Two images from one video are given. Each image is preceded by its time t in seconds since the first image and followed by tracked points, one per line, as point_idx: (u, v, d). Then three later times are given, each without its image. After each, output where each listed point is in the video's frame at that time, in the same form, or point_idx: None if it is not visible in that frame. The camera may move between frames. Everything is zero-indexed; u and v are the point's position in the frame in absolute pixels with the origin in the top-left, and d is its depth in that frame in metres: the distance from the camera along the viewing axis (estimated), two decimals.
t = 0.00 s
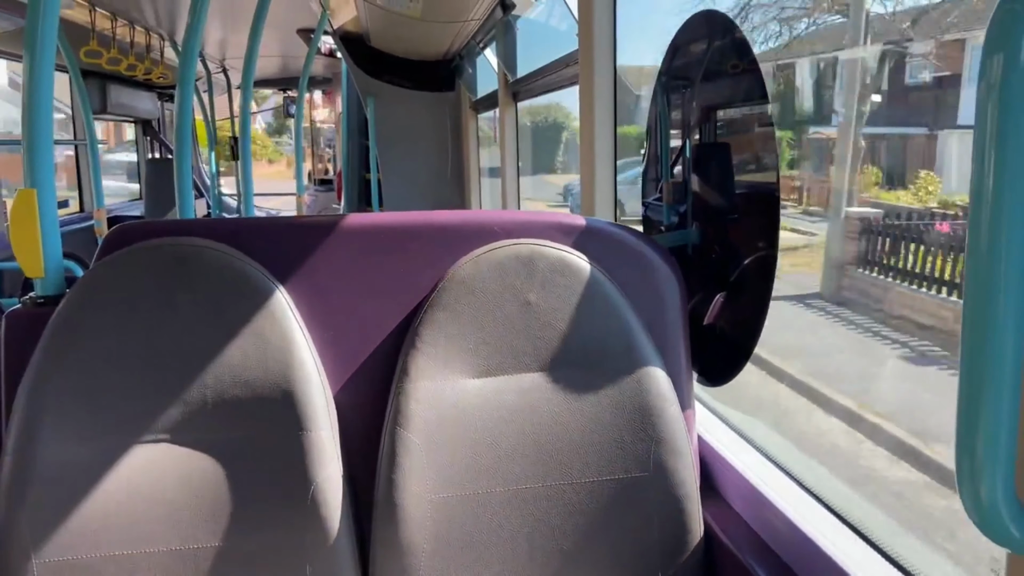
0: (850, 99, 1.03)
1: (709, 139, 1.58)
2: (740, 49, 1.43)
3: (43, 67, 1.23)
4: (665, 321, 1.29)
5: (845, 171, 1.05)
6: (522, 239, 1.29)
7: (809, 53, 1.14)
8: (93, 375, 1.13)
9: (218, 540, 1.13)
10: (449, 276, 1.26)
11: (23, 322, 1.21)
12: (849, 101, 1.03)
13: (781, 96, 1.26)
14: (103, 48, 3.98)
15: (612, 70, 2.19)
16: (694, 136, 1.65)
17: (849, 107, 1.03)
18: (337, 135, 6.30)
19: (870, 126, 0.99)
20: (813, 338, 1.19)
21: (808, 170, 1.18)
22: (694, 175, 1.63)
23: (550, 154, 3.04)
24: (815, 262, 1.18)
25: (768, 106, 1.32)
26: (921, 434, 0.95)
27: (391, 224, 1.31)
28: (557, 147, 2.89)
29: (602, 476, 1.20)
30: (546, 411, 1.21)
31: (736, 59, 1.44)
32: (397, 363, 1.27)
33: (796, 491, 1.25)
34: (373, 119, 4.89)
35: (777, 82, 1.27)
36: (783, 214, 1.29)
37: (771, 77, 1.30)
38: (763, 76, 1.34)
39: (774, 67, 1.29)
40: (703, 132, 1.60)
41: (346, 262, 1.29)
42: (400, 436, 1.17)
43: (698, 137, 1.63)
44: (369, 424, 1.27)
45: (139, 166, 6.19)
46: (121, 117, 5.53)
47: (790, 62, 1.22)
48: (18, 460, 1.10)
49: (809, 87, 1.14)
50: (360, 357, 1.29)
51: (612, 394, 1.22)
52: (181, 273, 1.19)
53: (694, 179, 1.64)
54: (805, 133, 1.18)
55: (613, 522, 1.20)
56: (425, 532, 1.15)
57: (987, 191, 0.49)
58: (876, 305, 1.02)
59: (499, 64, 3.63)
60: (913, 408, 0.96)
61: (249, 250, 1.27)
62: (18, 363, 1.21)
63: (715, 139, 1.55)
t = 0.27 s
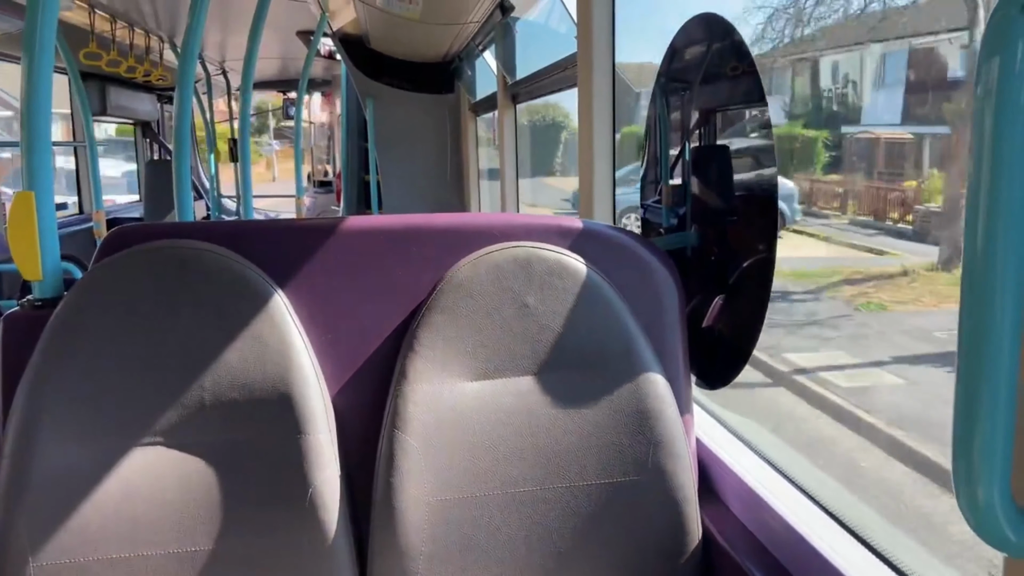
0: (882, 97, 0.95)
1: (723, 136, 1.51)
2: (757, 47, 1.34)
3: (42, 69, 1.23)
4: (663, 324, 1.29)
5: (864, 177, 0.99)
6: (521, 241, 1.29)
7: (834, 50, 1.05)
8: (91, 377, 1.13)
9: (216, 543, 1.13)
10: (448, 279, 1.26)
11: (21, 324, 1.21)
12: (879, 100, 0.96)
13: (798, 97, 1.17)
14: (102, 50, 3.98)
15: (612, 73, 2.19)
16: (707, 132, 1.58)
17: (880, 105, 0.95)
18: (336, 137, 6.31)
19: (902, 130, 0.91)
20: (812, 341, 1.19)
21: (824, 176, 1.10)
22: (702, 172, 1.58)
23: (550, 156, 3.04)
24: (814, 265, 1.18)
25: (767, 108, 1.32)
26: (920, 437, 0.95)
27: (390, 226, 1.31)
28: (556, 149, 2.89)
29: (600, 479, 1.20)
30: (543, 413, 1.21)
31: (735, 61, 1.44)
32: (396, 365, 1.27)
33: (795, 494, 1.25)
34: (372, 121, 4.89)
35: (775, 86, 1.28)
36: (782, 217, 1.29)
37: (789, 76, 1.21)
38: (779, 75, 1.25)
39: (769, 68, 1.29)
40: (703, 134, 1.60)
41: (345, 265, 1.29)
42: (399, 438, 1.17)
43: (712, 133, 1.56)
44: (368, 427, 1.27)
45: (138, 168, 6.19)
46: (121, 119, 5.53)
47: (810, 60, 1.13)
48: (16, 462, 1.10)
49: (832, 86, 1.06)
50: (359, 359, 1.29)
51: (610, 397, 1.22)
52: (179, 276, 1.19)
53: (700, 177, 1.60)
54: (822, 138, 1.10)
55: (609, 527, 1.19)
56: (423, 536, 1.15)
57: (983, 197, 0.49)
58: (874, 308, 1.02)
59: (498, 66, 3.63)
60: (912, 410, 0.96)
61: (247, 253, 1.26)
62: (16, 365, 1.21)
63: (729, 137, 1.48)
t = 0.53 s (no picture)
0: (921, 95, 0.88)
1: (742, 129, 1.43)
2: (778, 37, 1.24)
3: (47, 69, 1.23)
4: (666, 325, 1.29)
5: (891, 178, 0.93)
6: (524, 242, 1.29)
7: (869, 41, 0.96)
8: (95, 376, 1.13)
9: (219, 543, 1.13)
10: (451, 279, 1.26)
11: (25, 323, 1.21)
12: (918, 98, 0.88)
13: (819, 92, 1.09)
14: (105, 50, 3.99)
15: (614, 74, 2.19)
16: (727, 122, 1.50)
17: (917, 104, 0.88)
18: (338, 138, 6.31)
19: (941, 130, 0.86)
20: (816, 343, 1.19)
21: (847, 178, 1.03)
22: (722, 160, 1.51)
23: (552, 157, 3.04)
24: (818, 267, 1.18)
25: (770, 110, 1.32)
26: (923, 440, 0.95)
27: (393, 227, 1.31)
28: (558, 151, 2.89)
29: (603, 481, 1.20)
30: (546, 414, 1.21)
31: (738, 63, 1.44)
32: (398, 365, 1.27)
33: (799, 496, 1.25)
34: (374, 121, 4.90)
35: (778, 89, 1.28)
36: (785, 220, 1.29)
37: (814, 66, 1.10)
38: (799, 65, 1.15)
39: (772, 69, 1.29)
40: (705, 135, 1.60)
41: (347, 265, 1.29)
42: (401, 438, 1.17)
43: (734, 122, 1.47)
44: (371, 427, 1.27)
45: (141, 168, 6.20)
46: (123, 119, 5.54)
47: (834, 54, 1.04)
48: (19, 462, 1.10)
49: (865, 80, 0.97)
50: (361, 359, 1.29)
51: (613, 398, 1.21)
52: (182, 276, 1.19)
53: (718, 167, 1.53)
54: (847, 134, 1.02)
55: (612, 527, 1.19)
56: (426, 536, 1.15)
57: (992, 199, 0.48)
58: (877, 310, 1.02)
59: (500, 68, 3.63)
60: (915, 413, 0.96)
61: (250, 253, 1.26)
62: (19, 365, 1.21)
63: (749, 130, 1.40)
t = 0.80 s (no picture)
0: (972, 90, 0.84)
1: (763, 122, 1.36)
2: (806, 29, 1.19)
3: (50, 66, 1.23)
4: (670, 325, 1.29)
5: (959, 180, 0.87)
6: (528, 241, 1.29)
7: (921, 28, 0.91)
8: (98, 372, 1.14)
9: (222, 540, 1.13)
10: (454, 278, 1.26)
11: (28, 319, 1.21)
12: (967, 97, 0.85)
13: (862, 87, 1.03)
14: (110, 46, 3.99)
15: (618, 73, 2.19)
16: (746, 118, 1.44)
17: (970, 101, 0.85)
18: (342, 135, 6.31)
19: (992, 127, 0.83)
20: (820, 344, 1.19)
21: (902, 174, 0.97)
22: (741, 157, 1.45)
23: (556, 155, 3.03)
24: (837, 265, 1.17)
25: (776, 110, 1.32)
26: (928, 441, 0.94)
27: (397, 224, 1.31)
28: (562, 149, 2.89)
29: (606, 480, 1.19)
30: (549, 414, 1.20)
31: (744, 62, 1.44)
32: (401, 364, 1.27)
33: (804, 499, 1.24)
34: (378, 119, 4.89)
35: (785, 90, 1.27)
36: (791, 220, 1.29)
37: (847, 59, 1.06)
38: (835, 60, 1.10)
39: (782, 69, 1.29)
40: (709, 134, 1.60)
41: (351, 263, 1.29)
42: (404, 436, 1.17)
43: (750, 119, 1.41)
44: (373, 424, 1.27)
45: (145, 164, 6.21)
46: (128, 115, 5.55)
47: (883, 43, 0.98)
48: (23, 457, 1.10)
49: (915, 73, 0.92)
50: (364, 357, 1.29)
51: (616, 397, 1.21)
52: (186, 273, 1.19)
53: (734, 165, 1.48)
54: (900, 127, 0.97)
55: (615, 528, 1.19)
56: (429, 534, 1.15)
57: (998, 199, 0.48)
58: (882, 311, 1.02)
59: (504, 65, 3.62)
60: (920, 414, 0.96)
61: (254, 250, 1.26)
62: (22, 360, 1.21)
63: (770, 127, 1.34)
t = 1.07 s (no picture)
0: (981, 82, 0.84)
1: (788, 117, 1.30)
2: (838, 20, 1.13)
3: (61, 62, 1.24)
4: (674, 321, 1.29)
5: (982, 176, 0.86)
6: (534, 237, 1.30)
7: (971, 14, 0.85)
8: (108, 365, 1.15)
9: (230, 532, 1.15)
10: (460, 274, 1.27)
11: (39, 313, 1.23)
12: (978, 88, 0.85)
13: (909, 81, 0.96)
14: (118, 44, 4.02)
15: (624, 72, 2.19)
16: (767, 113, 1.38)
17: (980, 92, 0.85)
18: (348, 133, 6.33)
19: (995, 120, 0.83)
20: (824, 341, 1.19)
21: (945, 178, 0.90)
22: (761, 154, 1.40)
23: (562, 154, 3.04)
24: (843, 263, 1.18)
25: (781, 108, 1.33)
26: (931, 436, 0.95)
27: (404, 221, 1.32)
28: (568, 148, 2.90)
29: (611, 476, 1.20)
30: (554, 409, 1.21)
31: (748, 61, 1.45)
32: (407, 359, 1.28)
33: (807, 494, 1.25)
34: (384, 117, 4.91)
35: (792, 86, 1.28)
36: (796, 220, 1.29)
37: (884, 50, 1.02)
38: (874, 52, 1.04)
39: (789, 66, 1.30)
40: (714, 133, 1.60)
41: (357, 258, 1.30)
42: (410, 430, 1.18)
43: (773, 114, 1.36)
44: (379, 419, 1.28)
45: (152, 162, 6.23)
46: (135, 113, 5.58)
47: (930, 33, 0.92)
48: (33, 449, 1.12)
49: (964, 65, 0.86)
50: (371, 353, 1.30)
51: (621, 392, 1.22)
52: (195, 268, 1.20)
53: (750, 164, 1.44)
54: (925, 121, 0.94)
55: (619, 522, 1.20)
56: (435, 528, 1.16)
57: (999, 196, 0.49)
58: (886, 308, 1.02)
59: (510, 64, 3.63)
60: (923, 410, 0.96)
61: (263, 246, 1.28)
62: (33, 354, 1.22)
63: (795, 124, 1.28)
